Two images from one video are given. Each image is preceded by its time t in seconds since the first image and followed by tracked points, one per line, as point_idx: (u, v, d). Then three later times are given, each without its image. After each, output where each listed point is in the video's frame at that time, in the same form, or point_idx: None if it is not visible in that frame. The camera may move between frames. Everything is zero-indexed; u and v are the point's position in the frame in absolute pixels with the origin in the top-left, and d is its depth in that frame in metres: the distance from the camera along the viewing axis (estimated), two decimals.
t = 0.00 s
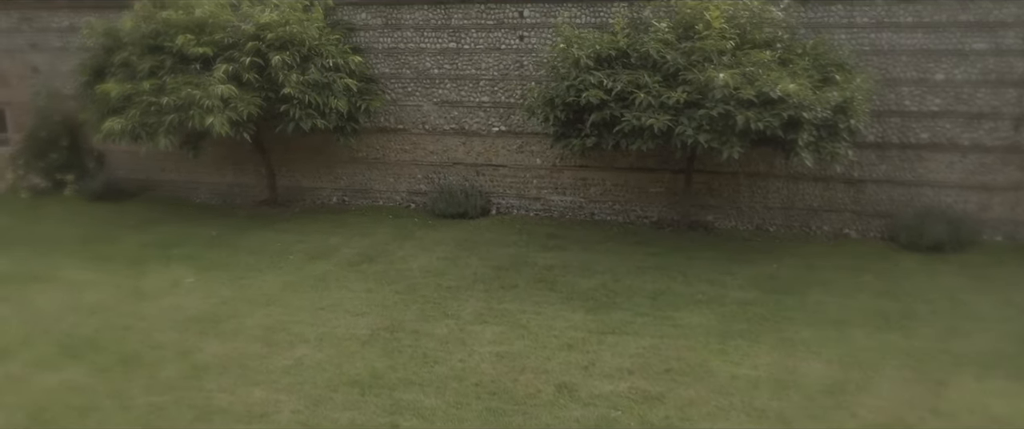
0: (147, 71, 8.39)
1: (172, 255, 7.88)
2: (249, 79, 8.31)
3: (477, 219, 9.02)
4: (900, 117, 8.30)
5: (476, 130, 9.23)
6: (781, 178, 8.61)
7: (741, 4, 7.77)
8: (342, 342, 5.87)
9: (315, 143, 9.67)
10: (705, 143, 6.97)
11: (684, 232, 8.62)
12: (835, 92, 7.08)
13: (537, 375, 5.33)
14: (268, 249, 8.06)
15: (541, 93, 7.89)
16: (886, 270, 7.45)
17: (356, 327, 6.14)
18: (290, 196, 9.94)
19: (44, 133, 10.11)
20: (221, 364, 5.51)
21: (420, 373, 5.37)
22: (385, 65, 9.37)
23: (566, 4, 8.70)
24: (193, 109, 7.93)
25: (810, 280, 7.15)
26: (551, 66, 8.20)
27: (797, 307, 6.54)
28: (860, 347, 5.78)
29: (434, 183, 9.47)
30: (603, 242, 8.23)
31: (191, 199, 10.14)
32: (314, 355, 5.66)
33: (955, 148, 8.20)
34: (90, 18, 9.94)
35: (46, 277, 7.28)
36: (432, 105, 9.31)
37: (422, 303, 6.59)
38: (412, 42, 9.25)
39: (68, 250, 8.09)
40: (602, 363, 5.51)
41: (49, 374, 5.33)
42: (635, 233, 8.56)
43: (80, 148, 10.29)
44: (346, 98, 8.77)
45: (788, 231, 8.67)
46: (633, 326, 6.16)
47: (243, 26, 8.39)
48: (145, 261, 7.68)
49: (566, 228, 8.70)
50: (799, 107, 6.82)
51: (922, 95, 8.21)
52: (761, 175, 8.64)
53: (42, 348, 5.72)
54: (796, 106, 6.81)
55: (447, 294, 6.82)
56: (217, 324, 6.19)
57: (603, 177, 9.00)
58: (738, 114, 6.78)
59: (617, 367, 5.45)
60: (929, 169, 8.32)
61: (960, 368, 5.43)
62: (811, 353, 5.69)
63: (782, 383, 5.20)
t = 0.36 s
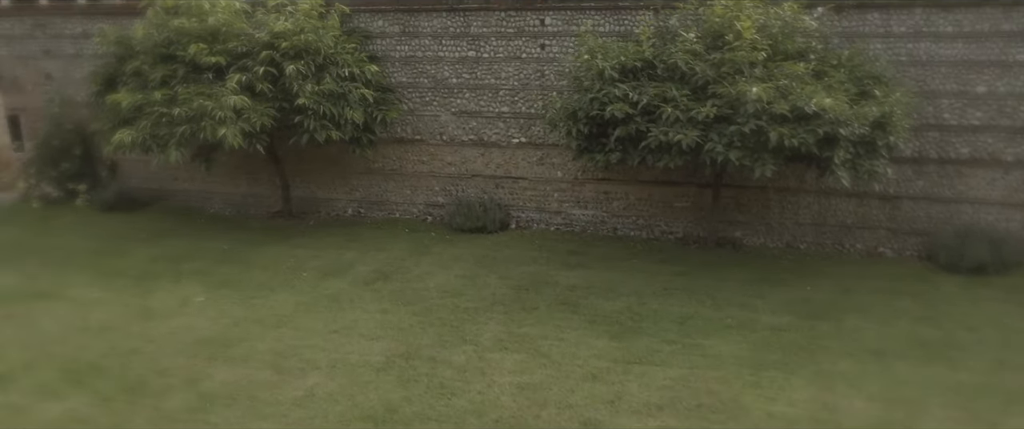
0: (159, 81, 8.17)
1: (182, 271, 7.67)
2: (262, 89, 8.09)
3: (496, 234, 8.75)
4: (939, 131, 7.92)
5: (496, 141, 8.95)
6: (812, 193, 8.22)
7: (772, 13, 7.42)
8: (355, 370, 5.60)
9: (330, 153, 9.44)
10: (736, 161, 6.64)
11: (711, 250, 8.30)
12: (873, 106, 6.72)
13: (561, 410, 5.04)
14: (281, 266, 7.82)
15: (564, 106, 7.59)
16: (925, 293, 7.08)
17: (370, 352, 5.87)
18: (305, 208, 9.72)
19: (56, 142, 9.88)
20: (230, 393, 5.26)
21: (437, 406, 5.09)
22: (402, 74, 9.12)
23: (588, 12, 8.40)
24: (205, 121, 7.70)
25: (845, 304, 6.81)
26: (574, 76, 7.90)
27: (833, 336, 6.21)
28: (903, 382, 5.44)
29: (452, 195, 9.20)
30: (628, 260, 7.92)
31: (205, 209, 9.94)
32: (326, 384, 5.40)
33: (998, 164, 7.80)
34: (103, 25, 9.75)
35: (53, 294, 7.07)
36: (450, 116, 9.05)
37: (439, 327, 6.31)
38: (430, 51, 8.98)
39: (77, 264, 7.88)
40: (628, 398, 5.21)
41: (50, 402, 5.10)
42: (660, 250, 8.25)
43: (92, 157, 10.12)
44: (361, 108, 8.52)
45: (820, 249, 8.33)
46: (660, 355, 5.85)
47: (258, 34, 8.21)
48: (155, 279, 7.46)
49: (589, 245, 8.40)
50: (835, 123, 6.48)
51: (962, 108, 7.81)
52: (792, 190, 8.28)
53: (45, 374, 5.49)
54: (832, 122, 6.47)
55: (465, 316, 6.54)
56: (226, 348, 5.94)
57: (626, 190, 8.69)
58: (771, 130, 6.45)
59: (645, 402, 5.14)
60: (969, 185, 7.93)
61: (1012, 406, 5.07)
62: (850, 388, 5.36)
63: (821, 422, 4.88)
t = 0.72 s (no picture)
0: (172, 91, 7.97)
1: (195, 288, 7.46)
2: (278, 99, 7.89)
3: (518, 248, 8.48)
4: (983, 145, 7.50)
5: (517, 152, 8.68)
6: (848, 209, 7.86)
7: (808, 23, 7.09)
8: (370, 399, 5.33)
9: (348, 164, 9.20)
10: (771, 178, 6.33)
11: (741, 268, 7.98)
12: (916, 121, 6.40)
13: None
14: (296, 282, 7.59)
15: (589, 119, 7.31)
16: (971, 318, 6.71)
17: (386, 379, 5.61)
18: (322, 219, 9.50)
19: (70, 150, 9.81)
20: (239, 423, 5.00)
21: None
22: (421, 83, 8.86)
23: (615, 20, 8.11)
24: (219, 132, 7.49)
25: (885, 330, 6.45)
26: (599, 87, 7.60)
27: (874, 365, 5.87)
28: (952, 419, 5.08)
29: (472, 208, 8.94)
30: (654, 278, 7.62)
31: (220, 220, 9.75)
32: (340, 414, 5.13)
33: None
34: (117, 32, 9.58)
35: (63, 311, 6.89)
36: (471, 126, 8.79)
37: (459, 352, 6.04)
38: (450, 59, 8.72)
39: (88, 279, 7.70)
40: None
41: None
42: (687, 268, 7.93)
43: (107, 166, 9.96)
44: (379, 119, 8.28)
45: (855, 267, 7.98)
46: (692, 385, 5.54)
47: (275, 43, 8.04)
48: (168, 296, 7.25)
49: (613, 261, 8.11)
50: (877, 139, 6.15)
51: (1008, 122, 7.41)
52: (826, 206, 7.92)
53: (49, 399, 5.27)
54: (873, 139, 6.14)
55: (486, 339, 6.26)
56: (237, 372, 5.70)
57: (653, 204, 8.38)
58: (809, 147, 6.13)
59: None
60: (1015, 203, 7.50)
61: None
62: (897, 425, 5.01)
63: None
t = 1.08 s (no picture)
0: (187, 100, 7.76)
1: (209, 305, 7.25)
2: (296, 110, 7.66)
3: (542, 264, 8.21)
4: None
5: (542, 164, 8.40)
6: (888, 227, 7.48)
7: (849, 32, 6.74)
8: None
9: (367, 174, 8.96)
10: (811, 198, 6.00)
11: (775, 287, 7.65)
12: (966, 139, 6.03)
13: None
14: (313, 300, 7.37)
15: (617, 132, 7.02)
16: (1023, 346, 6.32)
17: (405, 408, 5.33)
18: (340, 231, 9.27)
19: (85, 159, 9.67)
20: None
21: None
22: (443, 92, 8.60)
23: (644, 28, 7.81)
24: (235, 144, 7.27)
25: (933, 358, 6.10)
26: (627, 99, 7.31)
27: (922, 397, 5.51)
28: None
29: (494, 221, 8.67)
30: (684, 298, 7.32)
31: (237, 231, 9.55)
32: None
33: None
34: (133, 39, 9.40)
35: (74, 330, 6.70)
36: (494, 137, 8.52)
37: (481, 378, 5.78)
38: (473, 68, 8.44)
39: (102, 295, 7.52)
40: None
41: None
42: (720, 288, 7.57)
43: (123, 175, 9.81)
44: (400, 130, 8.02)
45: (895, 288, 7.62)
46: (729, 418, 5.22)
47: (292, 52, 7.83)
48: (182, 314, 7.04)
49: (641, 279, 7.81)
50: (925, 158, 5.81)
51: None
52: (862, 222, 7.51)
53: (55, 426, 5.04)
54: (921, 157, 5.80)
55: (510, 365, 5.99)
56: (250, 399, 5.45)
57: (682, 219, 8.07)
58: (853, 166, 5.80)
59: None
60: None
61: None
62: None
63: None
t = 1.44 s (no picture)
0: (205, 111, 7.57)
1: (225, 324, 7.06)
2: (315, 121, 7.45)
3: (567, 280, 7.95)
4: None
5: (568, 177, 8.15)
6: (929, 244, 7.08)
7: (893, 43, 6.40)
8: None
9: (388, 186, 8.74)
10: (855, 219, 5.69)
11: (811, 307, 7.33)
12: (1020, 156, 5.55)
13: None
14: (332, 319, 7.16)
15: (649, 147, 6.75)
16: None
17: None
18: (361, 243, 9.06)
19: (101, 168, 9.47)
20: None
21: None
22: (467, 102, 8.37)
23: (675, 37, 7.54)
24: (253, 157, 7.07)
25: (985, 388, 5.75)
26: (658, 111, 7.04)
27: None
28: None
29: (519, 235, 8.43)
30: (717, 320, 7.04)
31: (255, 243, 9.37)
32: None
33: None
34: (150, 46, 9.22)
35: (86, 350, 6.53)
36: (519, 148, 8.28)
37: (507, 407, 5.52)
38: (498, 77, 8.21)
39: (117, 313, 7.36)
40: None
41: None
42: (752, 308, 7.31)
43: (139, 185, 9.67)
44: (422, 142, 7.79)
45: (936, 308, 7.18)
46: None
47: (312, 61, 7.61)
48: (198, 334, 6.86)
49: (671, 299, 7.53)
50: (977, 177, 5.47)
51: None
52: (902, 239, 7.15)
53: None
54: (972, 176, 5.47)
55: (536, 392, 5.73)
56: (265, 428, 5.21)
57: (713, 234, 7.78)
58: (900, 185, 5.47)
59: None
60: None
61: None
62: None
63: None
